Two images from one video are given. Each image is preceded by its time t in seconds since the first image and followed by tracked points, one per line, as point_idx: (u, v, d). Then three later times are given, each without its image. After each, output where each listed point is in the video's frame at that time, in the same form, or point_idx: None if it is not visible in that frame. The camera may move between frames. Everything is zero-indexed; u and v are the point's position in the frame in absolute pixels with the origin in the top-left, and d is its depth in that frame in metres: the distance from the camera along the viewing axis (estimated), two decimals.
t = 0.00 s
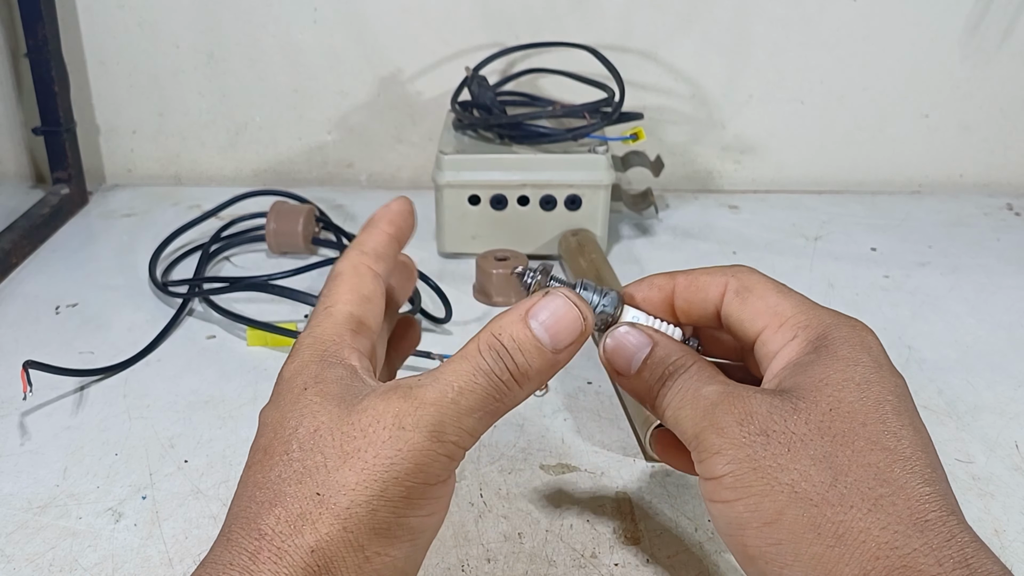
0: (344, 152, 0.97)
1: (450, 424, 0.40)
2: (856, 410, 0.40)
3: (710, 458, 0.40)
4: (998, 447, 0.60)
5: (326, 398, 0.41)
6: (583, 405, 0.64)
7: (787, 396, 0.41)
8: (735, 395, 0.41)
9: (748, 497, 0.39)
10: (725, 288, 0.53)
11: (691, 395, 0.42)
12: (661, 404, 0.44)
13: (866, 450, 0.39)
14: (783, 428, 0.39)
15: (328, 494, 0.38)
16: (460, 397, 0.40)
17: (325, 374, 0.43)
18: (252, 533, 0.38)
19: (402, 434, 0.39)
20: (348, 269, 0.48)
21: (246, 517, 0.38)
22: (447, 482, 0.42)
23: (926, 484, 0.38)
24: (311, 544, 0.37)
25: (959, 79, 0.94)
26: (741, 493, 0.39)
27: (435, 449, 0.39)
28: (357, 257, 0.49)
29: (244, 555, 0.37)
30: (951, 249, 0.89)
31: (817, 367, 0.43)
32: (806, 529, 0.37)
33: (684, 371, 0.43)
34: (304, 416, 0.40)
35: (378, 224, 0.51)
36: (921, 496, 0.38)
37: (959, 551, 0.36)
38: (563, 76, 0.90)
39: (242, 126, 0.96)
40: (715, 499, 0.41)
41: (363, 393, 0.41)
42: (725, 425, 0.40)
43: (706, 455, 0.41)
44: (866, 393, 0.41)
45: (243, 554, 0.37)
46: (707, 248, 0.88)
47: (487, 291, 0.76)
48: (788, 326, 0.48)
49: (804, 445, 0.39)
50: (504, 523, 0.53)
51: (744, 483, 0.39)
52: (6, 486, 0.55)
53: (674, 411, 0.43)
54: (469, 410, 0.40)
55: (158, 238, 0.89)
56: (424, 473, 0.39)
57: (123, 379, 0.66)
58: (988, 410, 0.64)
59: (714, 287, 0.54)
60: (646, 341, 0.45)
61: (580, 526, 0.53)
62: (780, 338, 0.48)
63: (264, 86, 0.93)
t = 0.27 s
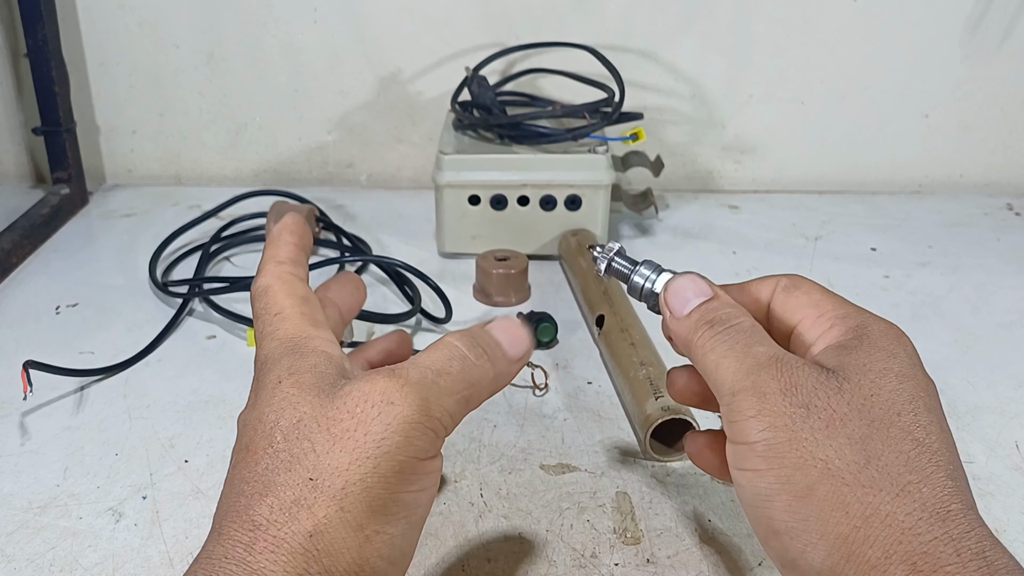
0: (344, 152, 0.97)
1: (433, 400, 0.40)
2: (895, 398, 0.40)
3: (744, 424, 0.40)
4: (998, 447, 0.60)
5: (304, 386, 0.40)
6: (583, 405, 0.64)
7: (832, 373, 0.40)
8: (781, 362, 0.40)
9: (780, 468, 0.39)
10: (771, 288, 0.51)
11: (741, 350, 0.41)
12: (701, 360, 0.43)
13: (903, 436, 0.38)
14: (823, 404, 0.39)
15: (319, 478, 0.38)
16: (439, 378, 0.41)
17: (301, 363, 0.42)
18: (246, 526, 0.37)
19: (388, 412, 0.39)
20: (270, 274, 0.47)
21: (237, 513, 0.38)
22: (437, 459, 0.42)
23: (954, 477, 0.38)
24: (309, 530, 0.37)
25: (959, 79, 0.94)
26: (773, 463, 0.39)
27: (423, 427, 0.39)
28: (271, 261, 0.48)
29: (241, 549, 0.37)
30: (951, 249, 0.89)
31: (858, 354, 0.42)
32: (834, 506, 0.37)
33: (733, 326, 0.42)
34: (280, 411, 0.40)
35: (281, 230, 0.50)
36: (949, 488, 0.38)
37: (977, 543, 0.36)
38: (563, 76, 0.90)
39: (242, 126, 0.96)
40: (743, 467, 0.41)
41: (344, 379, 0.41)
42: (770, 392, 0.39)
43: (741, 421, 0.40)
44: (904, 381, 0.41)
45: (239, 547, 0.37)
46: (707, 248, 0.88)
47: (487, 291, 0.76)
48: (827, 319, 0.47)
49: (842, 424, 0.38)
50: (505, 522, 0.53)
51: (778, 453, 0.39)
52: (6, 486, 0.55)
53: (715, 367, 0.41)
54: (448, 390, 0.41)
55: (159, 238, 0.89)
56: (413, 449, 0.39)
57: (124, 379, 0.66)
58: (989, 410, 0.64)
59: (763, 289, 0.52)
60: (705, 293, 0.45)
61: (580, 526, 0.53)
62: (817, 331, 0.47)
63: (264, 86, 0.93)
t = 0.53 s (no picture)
0: (345, 152, 0.98)
1: (403, 381, 0.41)
2: (892, 397, 0.40)
3: (740, 419, 0.40)
4: (998, 447, 0.60)
5: (277, 380, 0.42)
6: (583, 404, 0.65)
7: (832, 372, 0.40)
8: (780, 356, 0.40)
9: (777, 466, 0.39)
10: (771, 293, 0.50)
11: (741, 341, 0.40)
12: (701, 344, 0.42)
13: (901, 436, 0.38)
14: (821, 402, 0.39)
15: (300, 458, 0.38)
16: (402, 363, 0.43)
17: (281, 369, 0.43)
18: (229, 510, 0.38)
19: (360, 390, 0.40)
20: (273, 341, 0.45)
21: (221, 504, 0.39)
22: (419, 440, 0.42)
23: (951, 477, 0.38)
24: (292, 501, 0.38)
25: (959, 79, 0.94)
26: (771, 462, 0.39)
27: (394, 404, 0.40)
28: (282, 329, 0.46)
29: (228, 531, 0.37)
30: (951, 249, 0.89)
31: (857, 353, 0.42)
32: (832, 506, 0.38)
33: (735, 306, 0.41)
34: (258, 406, 0.40)
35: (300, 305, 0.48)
36: (946, 487, 0.38)
37: (974, 543, 0.37)
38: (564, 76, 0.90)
39: (243, 126, 0.96)
40: (739, 465, 0.41)
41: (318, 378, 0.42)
42: (769, 389, 0.39)
43: (738, 418, 0.40)
44: (901, 380, 0.41)
45: (224, 530, 0.37)
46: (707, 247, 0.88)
47: (488, 291, 0.76)
48: (818, 328, 0.47)
49: (841, 424, 0.38)
50: (505, 521, 0.53)
51: (775, 452, 0.39)
52: (8, 486, 0.56)
53: (714, 356, 0.41)
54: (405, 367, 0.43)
55: (160, 238, 0.89)
56: (389, 423, 0.40)
57: (125, 379, 0.66)
58: (989, 409, 0.64)
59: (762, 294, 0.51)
60: (711, 265, 0.43)
61: (580, 526, 0.53)
62: (811, 338, 0.47)
63: (265, 86, 0.93)
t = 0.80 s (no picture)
0: (345, 152, 0.98)
1: (448, 412, 0.40)
2: (886, 398, 0.40)
3: (736, 421, 0.40)
4: (998, 447, 0.60)
5: (329, 391, 0.42)
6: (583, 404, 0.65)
7: (827, 374, 0.40)
8: (775, 358, 0.40)
9: (774, 468, 0.39)
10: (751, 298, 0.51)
11: (736, 345, 0.40)
12: (695, 345, 0.42)
13: (897, 437, 0.39)
14: (817, 404, 0.39)
15: (325, 476, 0.38)
16: (455, 394, 0.41)
17: (335, 374, 0.43)
18: (251, 518, 0.38)
19: (399, 414, 0.39)
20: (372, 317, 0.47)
21: (247, 508, 0.39)
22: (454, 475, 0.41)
23: (947, 477, 0.39)
24: (306, 522, 0.37)
25: (959, 79, 0.94)
26: (768, 464, 0.39)
27: (433, 436, 0.39)
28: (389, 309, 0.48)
29: (243, 539, 0.38)
30: (952, 249, 0.89)
31: (849, 356, 0.42)
32: (831, 509, 0.38)
33: (733, 308, 0.41)
34: (307, 412, 0.41)
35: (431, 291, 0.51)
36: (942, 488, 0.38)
37: (974, 543, 0.37)
38: (564, 76, 0.90)
39: (244, 126, 0.96)
40: (734, 468, 0.41)
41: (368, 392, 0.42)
42: (765, 391, 0.39)
43: (733, 420, 0.40)
44: (892, 381, 0.41)
45: (241, 538, 0.38)
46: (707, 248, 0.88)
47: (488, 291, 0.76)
48: (806, 333, 0.48)
49: (837, 425, 0.38)
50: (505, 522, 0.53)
51: (771, 454, 0.39)
52: (8, 485, 0.56)
53: (710, 361, 0.41)
54: (462, 404, 0.41)
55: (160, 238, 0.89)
56: (422, 455, 0.39)
57: (126, 379, 0.66)
58: (989, 409, 0.64)
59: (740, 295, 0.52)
60: (702, 263, 0.42)
61: (581, 526, 0.53)
62: (800, 344, 0.47)
63: (266, 86, 0.93)
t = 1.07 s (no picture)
0: (345, 152, 0.98)
1: (477, 443, 0.40)
2: (880, 400, 0.40)
3: (734, 425, 0.39)
4: (999, 447, 0.60)
5: (363, 404, 0.43)
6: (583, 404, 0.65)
7: (823, 377, 0.41)
8: (773, 361, 0.40)
9: (774, 472, 0.38)
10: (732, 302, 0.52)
11: (734, 347, 0.40)
12: (690, 346, 0.42)
13: (895, 440, 0.39)
14: (815, 407, 0.39)
15: (341, 490, 0.38)
16: (489, 425, 0.41)
17: (373, 386, 0.45)
18: (264, 523, 0.39)
19: (426, 438, 0.39)
20: (443, 321, 0.52)
21: (264, 512, 0.39)
22: (471, 503, 0.41)
23: (944, 480, 0.39)
24: (316, 536, 0.38)
25: (959, 79, 0.94)
26: (767, 468, 0.39)
27: (455, 464, 0.39)
28: (461, 316, 0.53)
29: (255, 544, 0.38)
30: (952, 249, 0.89)
31: (841, 358, 0.43)
32: (832, 512, 0.37)
33: (732, 311, 0.41)
34: (340, 419, 0.42)
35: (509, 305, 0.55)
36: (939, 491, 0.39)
37: (972, 544, 0.38)
38: (564, 76, 0.90)
39: (244, 126, 0.96)
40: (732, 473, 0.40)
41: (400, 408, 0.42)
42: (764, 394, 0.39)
43: (731, 424, 0.39)
44: (886, 384, 0.41)
45: (252, 543, 0.38)
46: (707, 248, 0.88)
47: (488, 290, 0.76)
48: (795, 338, 0.48)
49: (836, 428, 0.38)
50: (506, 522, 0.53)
51: (770, 458, 0.38)
52: (8, 485, 0.56)
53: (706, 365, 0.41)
54: (498, 438, 0.40)
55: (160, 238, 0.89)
56: (443, 485, 0.39)
57: (126, 379, 0.66)
58: (989, 409, 0.64)
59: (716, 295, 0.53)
60: (698, 262, 0.42)
61: (581, 525, 0.53)
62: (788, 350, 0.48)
63: (266, 86, 0.93)
